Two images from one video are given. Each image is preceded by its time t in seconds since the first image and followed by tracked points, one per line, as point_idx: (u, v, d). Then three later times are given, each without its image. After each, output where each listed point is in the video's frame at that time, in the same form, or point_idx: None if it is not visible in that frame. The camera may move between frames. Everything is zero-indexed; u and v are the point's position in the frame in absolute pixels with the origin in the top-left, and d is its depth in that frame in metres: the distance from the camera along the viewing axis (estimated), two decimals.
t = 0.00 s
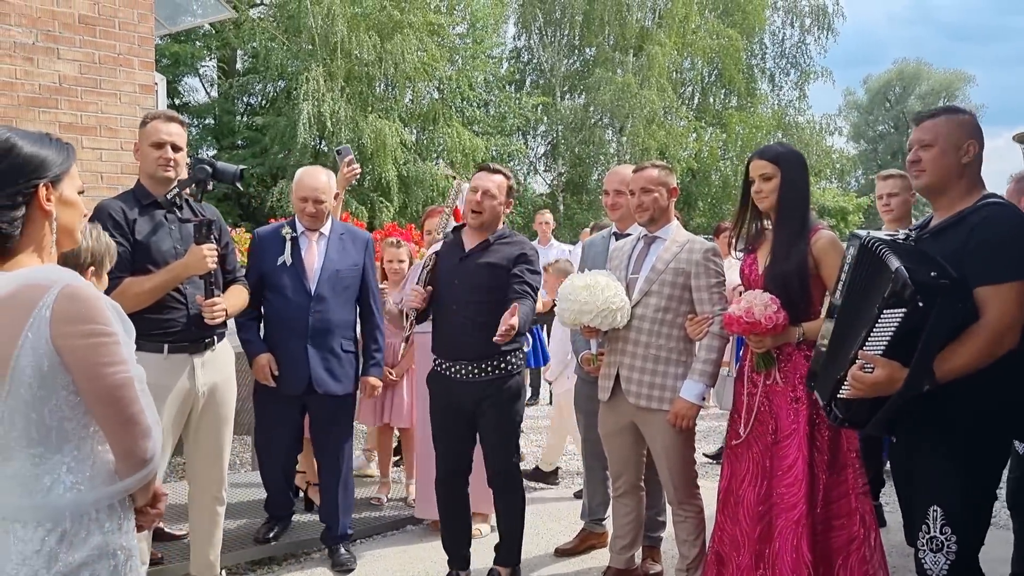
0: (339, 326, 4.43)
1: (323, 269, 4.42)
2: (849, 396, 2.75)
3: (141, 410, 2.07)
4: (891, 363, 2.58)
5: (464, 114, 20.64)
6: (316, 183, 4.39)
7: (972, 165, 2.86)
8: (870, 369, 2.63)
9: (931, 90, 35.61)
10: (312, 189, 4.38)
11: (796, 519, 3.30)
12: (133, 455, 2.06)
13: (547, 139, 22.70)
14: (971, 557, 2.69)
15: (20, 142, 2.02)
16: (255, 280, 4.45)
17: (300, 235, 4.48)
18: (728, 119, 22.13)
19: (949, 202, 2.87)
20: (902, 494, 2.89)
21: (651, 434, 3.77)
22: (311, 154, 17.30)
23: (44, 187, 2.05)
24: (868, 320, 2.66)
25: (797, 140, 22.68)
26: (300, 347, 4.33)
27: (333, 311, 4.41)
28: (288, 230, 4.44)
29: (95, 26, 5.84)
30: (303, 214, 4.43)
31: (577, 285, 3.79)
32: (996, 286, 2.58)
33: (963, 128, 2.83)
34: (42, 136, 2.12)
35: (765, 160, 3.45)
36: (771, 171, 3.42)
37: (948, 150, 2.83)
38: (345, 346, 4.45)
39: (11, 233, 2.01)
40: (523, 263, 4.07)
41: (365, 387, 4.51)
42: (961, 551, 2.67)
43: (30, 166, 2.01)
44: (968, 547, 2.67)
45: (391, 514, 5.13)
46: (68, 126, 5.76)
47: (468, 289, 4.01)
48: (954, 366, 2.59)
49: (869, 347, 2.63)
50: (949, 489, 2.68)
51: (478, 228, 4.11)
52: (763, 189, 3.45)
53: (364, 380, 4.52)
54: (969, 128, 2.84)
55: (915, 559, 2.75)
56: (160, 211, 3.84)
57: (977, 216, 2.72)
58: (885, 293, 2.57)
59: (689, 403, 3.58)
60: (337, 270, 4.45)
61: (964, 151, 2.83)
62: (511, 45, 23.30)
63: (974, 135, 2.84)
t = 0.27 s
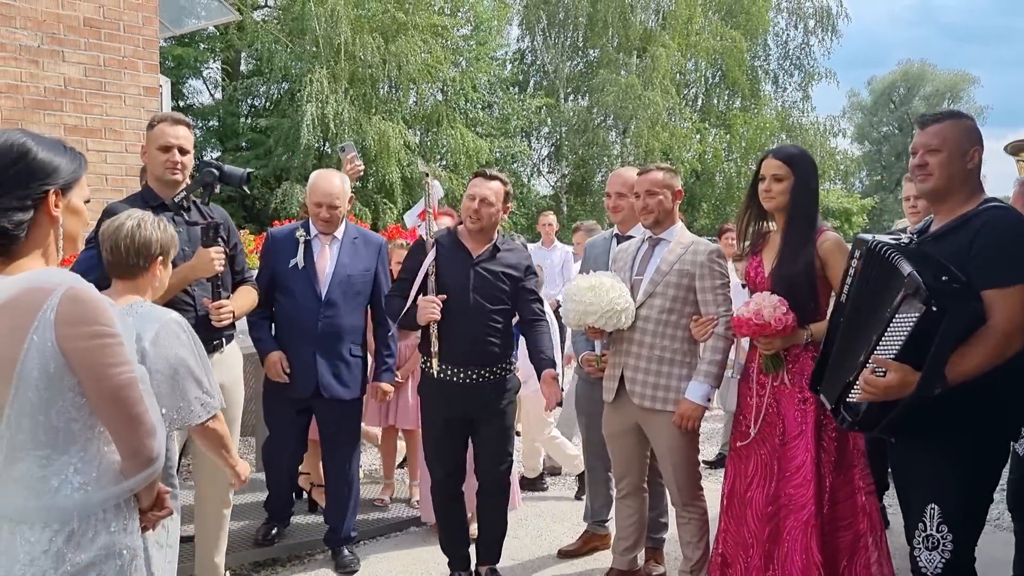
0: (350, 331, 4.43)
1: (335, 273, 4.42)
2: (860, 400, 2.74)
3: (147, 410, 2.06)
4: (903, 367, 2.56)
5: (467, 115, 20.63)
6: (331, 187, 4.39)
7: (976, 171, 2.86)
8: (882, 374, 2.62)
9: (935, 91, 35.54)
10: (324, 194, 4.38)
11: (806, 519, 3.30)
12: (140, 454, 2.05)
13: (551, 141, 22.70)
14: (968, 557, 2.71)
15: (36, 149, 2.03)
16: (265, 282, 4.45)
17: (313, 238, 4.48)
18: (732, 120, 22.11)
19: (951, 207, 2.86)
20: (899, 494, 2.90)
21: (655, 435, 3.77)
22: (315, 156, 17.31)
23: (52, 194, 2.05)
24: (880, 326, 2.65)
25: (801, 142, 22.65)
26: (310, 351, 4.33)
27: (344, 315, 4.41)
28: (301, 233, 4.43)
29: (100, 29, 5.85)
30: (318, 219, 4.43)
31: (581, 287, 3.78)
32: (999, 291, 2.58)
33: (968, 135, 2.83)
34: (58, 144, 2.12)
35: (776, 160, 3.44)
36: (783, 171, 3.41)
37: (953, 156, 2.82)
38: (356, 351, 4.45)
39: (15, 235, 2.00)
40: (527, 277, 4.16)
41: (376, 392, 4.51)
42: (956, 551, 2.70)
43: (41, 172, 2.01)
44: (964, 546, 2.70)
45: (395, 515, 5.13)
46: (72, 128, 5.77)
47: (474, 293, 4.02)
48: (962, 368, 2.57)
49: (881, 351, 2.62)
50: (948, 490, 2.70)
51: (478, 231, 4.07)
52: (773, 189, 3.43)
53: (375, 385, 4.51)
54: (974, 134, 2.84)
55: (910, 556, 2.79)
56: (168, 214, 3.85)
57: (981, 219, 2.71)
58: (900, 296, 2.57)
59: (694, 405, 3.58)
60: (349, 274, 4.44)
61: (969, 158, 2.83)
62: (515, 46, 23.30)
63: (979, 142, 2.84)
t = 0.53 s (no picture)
0: (339, 334, 4.43)
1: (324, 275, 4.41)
2: (858, 401, 2.74)
3: (139, 408, 2.05)
4: (903, 369, 2.55)
5: (468, 118, 20.62)
6: (319, 191, 4.38)
7: (976, 175, 2.86)
8: (881, 376, 2.62)
9: (936, 93, 35.54)
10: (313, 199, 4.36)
11: (806, 521, 3.29)
12: (134, 452, 2.04)
13: (551, 143, 22.71)
14: (964, 557, 2.71)
15: (45, 160, 2.03)
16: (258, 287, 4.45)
17: (302, 242, 4.47)
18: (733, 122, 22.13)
19: (949, 211, 2.86)
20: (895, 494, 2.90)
21: (655, 437, 3.76)
22: (316, 159, 17.33)
23: (53, 207, 2.04)
24: (878, 329, 2.65)
25: (802, 144, 22.65)
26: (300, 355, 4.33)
27: (334, 318, 4.41)
28: (289, 237, 4.43)
29: (100, 33, 5.86)
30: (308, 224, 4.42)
31: (580, 289, 3.79)
32: (998, 294, 2.57)
33: (968, 138, 2.82)
34: (73, 156, 2.13)
35: (784, 162, 3.43)
36: (787, 172, 3.41)
37: (955, 159, 2.82)
38: (345, 353, 4.45)
39: (12, 240, 2.01)
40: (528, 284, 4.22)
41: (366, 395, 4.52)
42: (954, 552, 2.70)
43: (44, 184, 2.01)
44: (961, 547, 2.70)
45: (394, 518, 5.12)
46: (72, 131, 5.77)
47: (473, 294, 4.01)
48: (960, 371, 2.57)
49: (881, 354, 2.62)
50: (944, 492, 2.70)
51: (481, 233, 4.08)
52: (777, 191, 3.43)
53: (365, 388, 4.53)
54: (973, 139, 2.83)
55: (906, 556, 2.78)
56: (170, 217, 3.84)
57: (981, 223, 2.71)
58: (898, 300, 2.56)
59: (693, 407, 3.57)
60: (338, 277, 4.44)
61: (970, 161, 2.83)
62: (515, 49, 23.30)
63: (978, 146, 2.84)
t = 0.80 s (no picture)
0: (319, 329, 4.44)
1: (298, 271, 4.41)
2: (852, 400, 2.73)
3: (127, 406, 2.05)
4: (896, 370, 2.57)
5: (467, 119, 20.62)
6: (291, 191, 4.34)
7: (975, 177, 2.85)
8: (876, 376, 2.62)
9: (934, 94, 35.57)
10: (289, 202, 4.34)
11: (801, 521, 3.28)
12: (123, 451, 2.04)
13: (550, 144, 22.71)
14: (964, 560, 2.70)
15: (35, 166, 2.02)
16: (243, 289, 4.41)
17: (276, 241, 4.43)
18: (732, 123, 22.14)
19: (949, 212, 2.85)
20: (891, 496, 2.88)
21: (653, 438, 3.75)
22: (314, 160, 17.33)
23: (42, 213, 2.03)
24: (873, 330, 2.63)
25: (801, 145, 22.65)
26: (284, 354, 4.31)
27: (314, 315, 4.41)
28: (262, 237, 4.39)
29: (97, 34, 5.85)
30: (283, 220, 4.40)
31: (576, 290, 3.78)
32: (996, 295, 2.56)
33: (967, 139, 2.82)
34: (63, 155, 2.11)
35: (780, 162, 3.43)
36: (783, 172, 3.41)
37: (954, 160, 2.81)
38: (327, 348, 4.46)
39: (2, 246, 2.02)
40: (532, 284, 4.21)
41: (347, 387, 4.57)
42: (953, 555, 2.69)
43: (34, 190, 2.00)
44: (960, 549, 2.69)
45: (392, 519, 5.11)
46: (70, 132, 5.77)
47: (471, 295, 3.99)
48: (958, 374, 2.56)
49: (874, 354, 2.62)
50: (942, 494, 2.69)
51: (486, 234, 4.07)
52: (774, 191, 3.42)
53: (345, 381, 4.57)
54: (971, 140, 2.83)
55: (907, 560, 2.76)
56: (168, 217, 3.84)
57: (979, 224, 2.71)
58: (894, 301, 2.55)
59: (689, 407, 3.57)
60: (316, 273, 4.44)
61: (968, 162, 2.82)
62: (514, 50, 23.30)
63: (975, 148, 2.83)
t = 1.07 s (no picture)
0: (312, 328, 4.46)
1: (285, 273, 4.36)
2: (851, 400, 2.73)
3: (115, 404, 2.04)
4: (893, 368, 2.56)
5: (465, 119, 20.60)
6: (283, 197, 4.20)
7: (974, 174, 2.83)
8: (873, 375, 2.61)
9: (932, 94, 35.62)
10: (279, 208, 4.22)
11: (798, 520, 3.27)
12: (111, 448, 2.03)
13: (548, 145, 22.71)
14: (961, 558, 2.68)
15: (28, 164, 2.00)
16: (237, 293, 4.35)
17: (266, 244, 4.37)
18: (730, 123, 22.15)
19: (948, 211, 2.83)
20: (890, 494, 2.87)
21: (650, 437, 3.73)
22: (312, 161, 17.31)
23: (33, 211, 2.02)
24: (871, 327, 2.62)
25: (799, 145, 22.67)
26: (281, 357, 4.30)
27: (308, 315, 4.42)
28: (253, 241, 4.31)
29: (93, 33, 5.83)
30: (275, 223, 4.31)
31: (574, 289, 3.76)
32: (995, 294, 2.55)
33: (965, 137, 2.80)
34: (54, 151, 2.08)
35: (772, 159, 3.42)
36: (779, 169, 3.40)
37: (952, 159, 2.79)
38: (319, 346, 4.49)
39: None
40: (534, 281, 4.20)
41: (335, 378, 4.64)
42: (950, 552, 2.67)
43: (24, 189, 1.98)
44: (957, 547, 2.67)
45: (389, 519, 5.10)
46: (65, 132, 5.74)
47: (468, 294, 3.98)
48: (956, 373, 2.55)
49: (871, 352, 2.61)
50: (939, 492, 2.67)
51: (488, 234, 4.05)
52: (769, 188, 3.40)
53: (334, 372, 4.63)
54: (969, 138, 2.81)
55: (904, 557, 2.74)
56: (165, 217, 3.82)
57: (977, 222, 2.69)
58: (891, 300, 2.53)
59: (688, 407, 3.55)
60: (308, 274, 4.44)
61: (967, 160, 2.80)
62: (512, 51, 23.29)
63: (973, 146, 2.81)
